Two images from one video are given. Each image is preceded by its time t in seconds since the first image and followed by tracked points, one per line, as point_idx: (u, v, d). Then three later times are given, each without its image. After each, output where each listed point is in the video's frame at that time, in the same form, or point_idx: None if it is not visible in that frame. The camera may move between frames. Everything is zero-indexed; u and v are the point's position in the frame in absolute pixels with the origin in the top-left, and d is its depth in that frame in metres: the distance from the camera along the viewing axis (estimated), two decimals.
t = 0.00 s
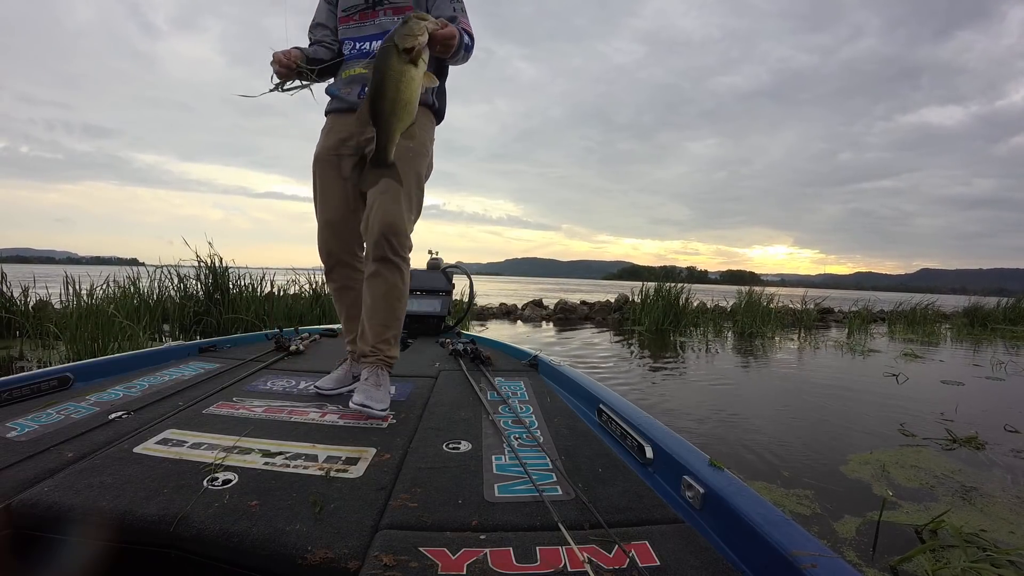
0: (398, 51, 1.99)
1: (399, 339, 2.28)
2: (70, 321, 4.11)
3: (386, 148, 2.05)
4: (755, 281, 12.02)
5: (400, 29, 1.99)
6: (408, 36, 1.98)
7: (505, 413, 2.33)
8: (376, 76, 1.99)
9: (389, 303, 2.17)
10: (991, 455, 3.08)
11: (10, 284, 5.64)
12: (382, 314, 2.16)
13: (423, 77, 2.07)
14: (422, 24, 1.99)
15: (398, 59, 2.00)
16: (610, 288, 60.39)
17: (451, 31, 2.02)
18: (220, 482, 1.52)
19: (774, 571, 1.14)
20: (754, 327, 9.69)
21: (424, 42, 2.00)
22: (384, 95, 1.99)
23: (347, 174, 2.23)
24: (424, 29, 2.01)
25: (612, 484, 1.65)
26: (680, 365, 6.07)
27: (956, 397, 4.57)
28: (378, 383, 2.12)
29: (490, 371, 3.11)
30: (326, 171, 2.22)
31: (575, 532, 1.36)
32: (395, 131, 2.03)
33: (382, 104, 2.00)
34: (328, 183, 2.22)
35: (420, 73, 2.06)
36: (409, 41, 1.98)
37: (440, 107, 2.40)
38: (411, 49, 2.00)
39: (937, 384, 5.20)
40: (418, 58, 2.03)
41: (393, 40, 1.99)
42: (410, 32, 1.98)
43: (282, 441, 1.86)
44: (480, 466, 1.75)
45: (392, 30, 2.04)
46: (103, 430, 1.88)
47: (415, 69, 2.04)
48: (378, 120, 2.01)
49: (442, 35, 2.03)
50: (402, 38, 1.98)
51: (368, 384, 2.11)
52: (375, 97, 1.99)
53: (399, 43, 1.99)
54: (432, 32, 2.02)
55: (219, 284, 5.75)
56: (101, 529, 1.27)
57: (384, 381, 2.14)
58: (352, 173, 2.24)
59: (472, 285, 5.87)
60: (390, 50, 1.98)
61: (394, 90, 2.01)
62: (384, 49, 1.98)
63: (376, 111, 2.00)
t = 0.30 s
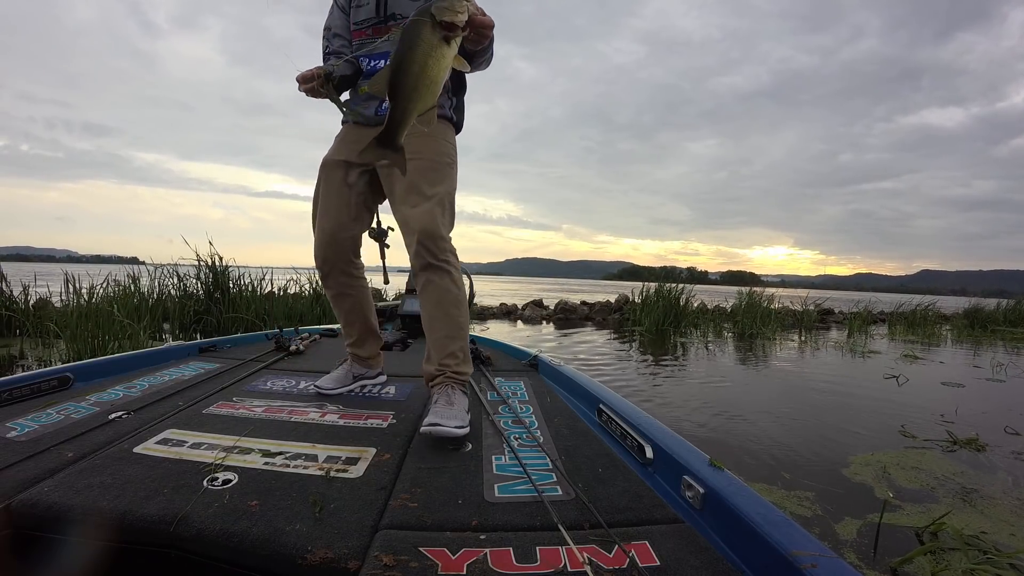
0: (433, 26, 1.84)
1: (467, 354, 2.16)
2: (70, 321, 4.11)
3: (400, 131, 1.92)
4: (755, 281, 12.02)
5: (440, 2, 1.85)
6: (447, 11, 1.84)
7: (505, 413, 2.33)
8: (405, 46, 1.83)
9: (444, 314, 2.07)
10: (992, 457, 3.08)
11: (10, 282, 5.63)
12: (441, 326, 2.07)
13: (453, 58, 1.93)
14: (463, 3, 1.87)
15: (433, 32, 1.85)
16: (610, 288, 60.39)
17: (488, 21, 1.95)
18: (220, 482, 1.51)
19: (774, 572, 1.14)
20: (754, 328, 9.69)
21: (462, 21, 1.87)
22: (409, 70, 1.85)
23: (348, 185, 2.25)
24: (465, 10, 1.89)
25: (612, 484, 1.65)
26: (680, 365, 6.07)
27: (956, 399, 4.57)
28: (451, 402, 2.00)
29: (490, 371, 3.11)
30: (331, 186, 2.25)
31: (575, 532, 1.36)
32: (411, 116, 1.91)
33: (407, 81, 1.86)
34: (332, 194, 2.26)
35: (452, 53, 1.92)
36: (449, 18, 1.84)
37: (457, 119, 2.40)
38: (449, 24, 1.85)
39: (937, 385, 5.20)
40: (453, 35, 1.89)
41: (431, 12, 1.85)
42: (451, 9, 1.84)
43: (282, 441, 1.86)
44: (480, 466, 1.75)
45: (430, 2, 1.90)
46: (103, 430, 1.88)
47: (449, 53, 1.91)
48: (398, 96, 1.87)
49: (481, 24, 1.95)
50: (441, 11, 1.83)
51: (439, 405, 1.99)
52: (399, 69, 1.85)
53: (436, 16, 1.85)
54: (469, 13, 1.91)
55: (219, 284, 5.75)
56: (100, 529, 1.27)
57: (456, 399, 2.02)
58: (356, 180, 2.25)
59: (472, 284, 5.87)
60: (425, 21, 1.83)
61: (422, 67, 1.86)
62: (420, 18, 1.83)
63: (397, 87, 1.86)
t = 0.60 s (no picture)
0: (467, 67, 1.81)
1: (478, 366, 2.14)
2: (71, 323, 4.11)
3: (439, 180, 1.84)
4: (756, 280, 12.01)
5: (472, 43, 1.82)
6: (481, 51, 1.81)
7: (505, 413, 2.33)
8: (439, 90, 1.80)
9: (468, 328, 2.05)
10: (994, 455, 3.08)
11: (10, 285, 5.63)
12: (459, 339, 2.05)
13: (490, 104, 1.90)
14: (499, 43, 1.84)
15: (467, 78, 1.82)
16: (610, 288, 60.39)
17: (526, 62, 1.91)
18: (220, 482, 1.51)
19: (774, 572, 1.14)
20: (754, 327, 9.69)
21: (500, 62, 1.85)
22: (446, 117, 1.81)
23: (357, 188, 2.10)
24: (501, 49, 1.86)
25: (612, 484, 1.66)
26: (681, 364, 6.07)
27: (958, 396, 4.57)
28: (459, 415, 1.95)
29: (490, 371, 3.11)
30: (337, 181, 2.10)
31: (575, 532, 1.36)
32: (451, 163, 1.85)
33: (444, 127, 1.81)
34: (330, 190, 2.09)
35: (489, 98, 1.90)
36: (484, 57, 1.80)
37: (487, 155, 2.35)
38: (484, 68, 1.82)
39: (939, 383, 5.19)
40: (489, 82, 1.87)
41: (464, 53, 1.81)
42: (486, 47, 1.80)
43: (281, 441, 1.86)
44: (480, 466, 1.75)
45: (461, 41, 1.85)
46: (103, 430, 1.88)
47: (486, 94, 1.87)
48: (435, 146, 1.83)
49: (519, 64, 1.91)
50: (475, 50, 1.80)
51: (448, 417, 1.93)
52: (435, 116, 1.81)
53: (470, 58, 1.81)
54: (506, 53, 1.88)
55: (219, 285, 5.76)
56: (100, 529, 1.27)
57: (465, 411, 1.98)
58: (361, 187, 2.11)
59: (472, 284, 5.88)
60: (458, 63, 1.80)
61: (459, 113, 1.82)
62: (452, 60, 1.80)
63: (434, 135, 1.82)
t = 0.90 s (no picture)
0: (487, 160, 1.66)
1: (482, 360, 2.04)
2: (70, 325, 4.11)
3: (472, 300, 1.71)
4: (754, 279, 12.02)
5: (490, 131, 1.65)
6: (499, 138, 1.63)
7: (505, 413, 2.33)
8: (461, 197, 1.66)
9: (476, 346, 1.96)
10: (993, 451, 3.07)
11: (9, 287, 5.63)
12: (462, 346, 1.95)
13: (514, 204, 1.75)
14: (520, 123, 1.65)
15: (489, 178, 1.67)
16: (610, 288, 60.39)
17: (548, 142, 1.74)
18: (220, 482, 1.52)
19: (774, 572, 1.14)
20: (753, 326, 9.69)
21: (523, 144, 1.66)
22: (471, 226, 1.67)
23: (342, 249, 1.99)
24: (521, 131, 1.67)
25: (612, 484, 1.66)
26: (680, 364, 6.07)
27: (956, 394, 4.57)
28: (459, 417, 1.91)
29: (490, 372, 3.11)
30: (323, 239, 1.99)
31: (575, 532, 1.37)
32: (478, 276, 1.70)
33: (469, 235, 1.67)
34: (316, 242, 1.98)
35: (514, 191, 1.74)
36: (505, 146, 1.63)
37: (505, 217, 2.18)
38: (505, 157, 1.65)
39: (937, 381, 5.20)
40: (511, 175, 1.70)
41: (482, 145, 1.65)
42: (506, 133, 1.62)
43: (281, 441, 1.87)
44: (480, 466, 1.75)
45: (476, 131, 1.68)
46: (103, 430, 1.88)
47: (509, 188, 1.72)
48: (462, 262, 1.68)
49: (538, 145, 1.74)
50: (493, 139, 1.63)
51: (447, 420, 1.89)
52: (457, 225, 1.67)
53: (490, 148, 1.65)
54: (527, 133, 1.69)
55: (218, 287, 5.76)
56: (101, 528, 1.27)
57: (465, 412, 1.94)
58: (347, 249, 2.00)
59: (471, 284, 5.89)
60: (477, 158, 1.65)
61: (484, 223, 1.68)
62: (470, 155, 1.66)
63: (458, 245, 1.68)
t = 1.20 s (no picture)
0: (482, 166, 1.65)
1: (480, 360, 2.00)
2: (68, 322, 4.10)
3: (467, 304, 1.71)
4: (753, 279, 12.02)
5: (484, 136, 1.63)
6: (493, 143, 1.62)
7: (505, 413, 2.33)
8: (456, 202, 1.66)
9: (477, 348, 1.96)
10: (989, 452, 3.07)
11: (8, 285, 5.62)
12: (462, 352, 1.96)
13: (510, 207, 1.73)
14: (514, 126, 1.63)
15: (484, 185, 1.66)
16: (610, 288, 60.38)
17: (542, 143, 1.76)
18: (220, 482, 1.52)
19: (774, 572, 1.15)
20: (752, 326, 9.69)
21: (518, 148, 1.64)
22: (466, 230, 1.66)
23: (333, 277, 2.04)
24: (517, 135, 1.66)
25: (612, 484, 1.66)
26: (678, 364, 6.06)
27: (953, 395, 4.57)
28: (456, 417, 1.91)
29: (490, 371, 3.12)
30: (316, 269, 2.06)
31: (575, 532, 1.37)
32: (473, 279, 1.71)
33: (464, 240, 1.67)
34: (310, 273, 2.05)
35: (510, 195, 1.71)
36: (500, 151, 1.62)
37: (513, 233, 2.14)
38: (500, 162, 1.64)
39: (935, 381, 5.20)
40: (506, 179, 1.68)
41: (477, 150, 1.65)
42: (500, 138, 1.61)
43: (281, 441, 1.87)
44: (480, 466, 1.76)
45: (471, 136, 1.67)
46: (103, 430, 1.88)
47: (505, 194, 1.69)
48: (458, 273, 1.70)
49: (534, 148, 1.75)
50: (487, 144, 1.62)
51: (445, 420, 1.90)
52: (453, 234, 1.68)
53: (485, 154, 1.64)
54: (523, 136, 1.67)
55: (217, 285, 5.75)
56: (101, 529, 1.27)
57: (462, 412, 1.94)
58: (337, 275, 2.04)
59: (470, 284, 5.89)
60: (472, 164, 1.64)
61: (479, 232, 1.67)
62: (464, 161, 1.65)
63: (453, 249, 1.69)
